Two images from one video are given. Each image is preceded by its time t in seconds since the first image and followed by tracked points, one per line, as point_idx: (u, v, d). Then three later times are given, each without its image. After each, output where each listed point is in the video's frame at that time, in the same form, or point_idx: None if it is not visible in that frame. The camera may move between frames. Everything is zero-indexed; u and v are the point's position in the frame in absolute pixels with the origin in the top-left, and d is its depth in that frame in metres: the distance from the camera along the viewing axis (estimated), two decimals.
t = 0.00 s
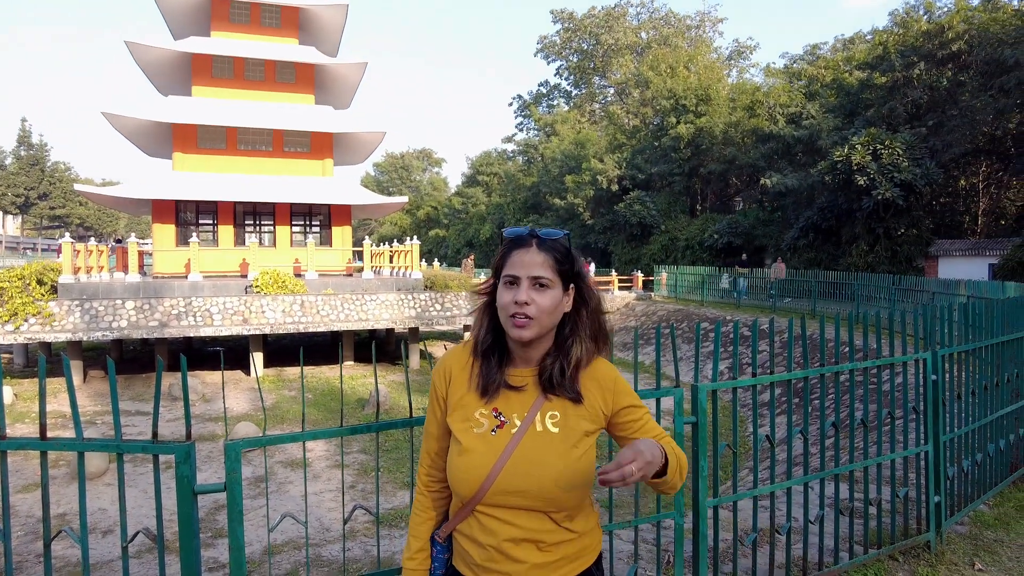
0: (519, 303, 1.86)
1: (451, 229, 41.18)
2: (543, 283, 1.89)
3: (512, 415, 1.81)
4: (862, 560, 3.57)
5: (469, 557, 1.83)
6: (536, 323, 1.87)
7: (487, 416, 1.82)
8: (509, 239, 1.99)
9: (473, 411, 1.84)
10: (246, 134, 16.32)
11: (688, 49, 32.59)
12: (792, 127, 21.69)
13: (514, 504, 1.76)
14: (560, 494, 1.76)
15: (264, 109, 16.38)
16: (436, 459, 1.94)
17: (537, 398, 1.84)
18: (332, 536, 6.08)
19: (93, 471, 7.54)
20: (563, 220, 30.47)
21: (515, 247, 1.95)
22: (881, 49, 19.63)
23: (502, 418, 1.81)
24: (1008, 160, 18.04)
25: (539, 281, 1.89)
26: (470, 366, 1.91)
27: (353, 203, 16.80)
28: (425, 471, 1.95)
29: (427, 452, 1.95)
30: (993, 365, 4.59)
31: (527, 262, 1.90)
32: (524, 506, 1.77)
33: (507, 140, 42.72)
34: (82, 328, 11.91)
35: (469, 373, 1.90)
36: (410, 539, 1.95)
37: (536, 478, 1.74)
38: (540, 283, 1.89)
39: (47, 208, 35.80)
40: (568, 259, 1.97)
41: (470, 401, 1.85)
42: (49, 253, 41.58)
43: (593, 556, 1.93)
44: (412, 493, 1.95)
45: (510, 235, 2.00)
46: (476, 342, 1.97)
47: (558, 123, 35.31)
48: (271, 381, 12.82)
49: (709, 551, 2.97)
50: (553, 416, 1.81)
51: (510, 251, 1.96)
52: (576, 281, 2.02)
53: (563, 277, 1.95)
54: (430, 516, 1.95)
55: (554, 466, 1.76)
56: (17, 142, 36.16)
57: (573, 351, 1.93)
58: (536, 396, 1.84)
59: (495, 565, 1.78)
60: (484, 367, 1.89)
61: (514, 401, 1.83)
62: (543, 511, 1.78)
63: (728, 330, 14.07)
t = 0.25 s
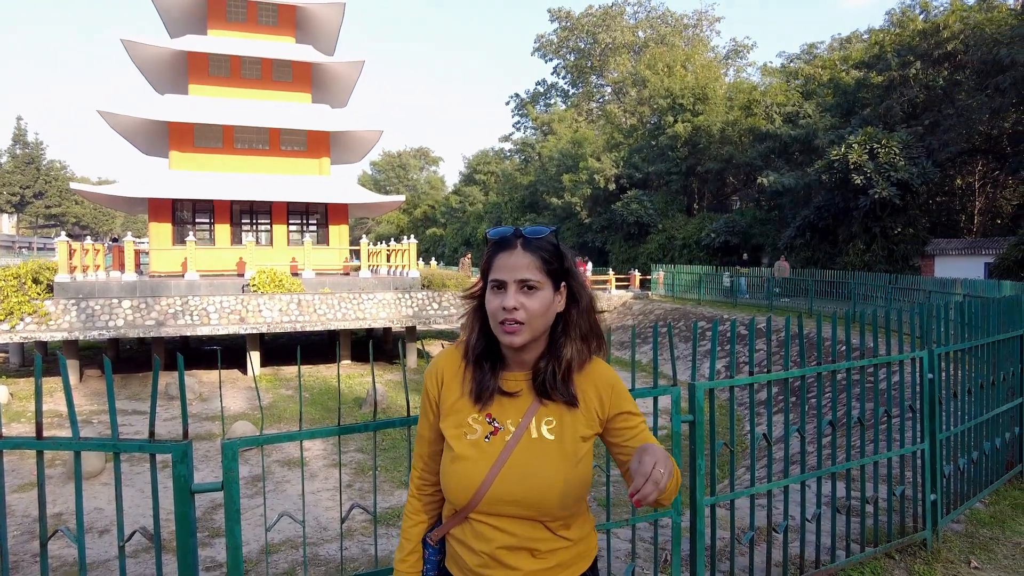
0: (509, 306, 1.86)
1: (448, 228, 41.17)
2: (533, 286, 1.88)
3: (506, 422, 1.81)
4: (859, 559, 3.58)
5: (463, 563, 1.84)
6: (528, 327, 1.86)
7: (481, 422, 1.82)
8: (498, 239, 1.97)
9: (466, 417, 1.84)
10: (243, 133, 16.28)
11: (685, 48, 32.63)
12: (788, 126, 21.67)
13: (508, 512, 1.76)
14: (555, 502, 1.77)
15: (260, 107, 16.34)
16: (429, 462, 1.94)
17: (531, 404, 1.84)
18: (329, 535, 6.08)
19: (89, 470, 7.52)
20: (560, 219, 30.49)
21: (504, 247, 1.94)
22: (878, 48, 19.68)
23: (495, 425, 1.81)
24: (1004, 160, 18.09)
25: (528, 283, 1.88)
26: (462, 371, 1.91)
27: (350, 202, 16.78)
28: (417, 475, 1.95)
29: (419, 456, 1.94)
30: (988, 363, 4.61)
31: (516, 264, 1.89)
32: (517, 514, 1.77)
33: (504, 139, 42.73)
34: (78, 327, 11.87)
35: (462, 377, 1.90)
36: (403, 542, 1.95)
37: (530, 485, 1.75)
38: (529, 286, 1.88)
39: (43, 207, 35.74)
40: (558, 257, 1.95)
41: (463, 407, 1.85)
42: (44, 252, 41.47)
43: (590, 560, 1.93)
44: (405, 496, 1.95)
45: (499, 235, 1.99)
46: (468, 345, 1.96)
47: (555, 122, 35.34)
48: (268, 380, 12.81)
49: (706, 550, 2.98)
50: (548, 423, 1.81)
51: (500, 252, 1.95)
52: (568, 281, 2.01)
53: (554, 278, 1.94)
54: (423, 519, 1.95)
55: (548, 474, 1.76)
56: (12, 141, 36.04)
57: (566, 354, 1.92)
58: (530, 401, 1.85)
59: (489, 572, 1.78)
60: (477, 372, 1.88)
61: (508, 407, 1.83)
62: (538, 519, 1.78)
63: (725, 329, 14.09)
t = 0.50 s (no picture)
0: (508, 308, 1.85)
1: (446, 227, 41.16)
2: (533, 288, 1.87)
3: (502, 424, 1.81)
4: (856, 557, 3.60)
5: (457, 564, 1.84)
6: (527, 329, 1.86)
7: (477, 424, 1.82)
8: (500, 239, 1.97)
9: (462, 418, 1.83)
10: (240, 131, 16.25)
11: (683, 47, 32.66)
12: (786, 125, 21.72)
13: (503, 515, 1.77)
14: (551, 506, 1.77)
15: (258, 106, 16.31)
16: (424, 460, 1.94)
17: (528, 407, 1.84)
18: (327, 534, 6.07)
19: (86, 470, 7.50)
20: (558, 218, 30.49)
21: (506, 247, 1.94)
22: (875, 47, 19.72)
23: (491, 427, 1.81)
24: (1000, 159, 18.14)
25: (528, 285, 1.88)
26: (459, 370, 1.90)
27: (347, 201, 16.76)
28: (412, 473, 1.95)
29: (415, 454, 1.94)
30: (985, 362, 4.63)
31: (518, 265, 1.89)
32: (511, 518, 1.78)
33: (502, 138, 42.73)
34: (75, 326, 11.84)
35: (459, 376, 1.89)
36: (397, 540, 1.95)
37: (525, 490, 1.75)
38: (529, 288, 1.88)
39: (39, 206, 35.62)
40: (561, 260, 1.95)
41: (459, 407, 1.84)
42: (40, 251, 41.33)
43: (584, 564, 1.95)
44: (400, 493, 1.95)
45: (503, 234, 1.98)
46: (467, 345, 1.95)
47: (553, 121, 35.36)
48: (265, 379, 12.80)
49: (704, 548, 2.99)
50: (545, 427, 1.82)
51: (501, 252, 1.95)
52: (571, 283, 2.00)
53: (555, 281, 1.93)
54: (416, 517, 1.95)
55: (544, 479, 1.77)
56: (8, 139, 35.88)
57: (565, 358, 1.91)
58: (527, 405, 1.84)
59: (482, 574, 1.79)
60: (475, 371, 1.88)
61: (505, 409, 1.83)
62: (532, 524, 1.79)
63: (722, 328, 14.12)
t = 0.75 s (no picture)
0: (516, 301, 1.86)
1: (444, 226, 41.17)
2: (541, 283, 1.88)
3: (507, 417, 1.82)
4: (854, 555, 3.61)
5: (455, 557, 1.84)
6: (534, 323, 1.87)
7: (481, 416, 1.82)
8: (509, 234, 1.97)
9: (467, 410, 1.83)
10: (237, 130, 16.23)
11: (680, 46, 32.70)
12: (783, 124, 21.74)
13: (504, 508, 1.78)
14: (553, 500, 1.79)
15: (255, 105, 16.29)
16: (425, 454, 1.92)
17: (533, 401, 1.85)
18: (325, 533, 6.08)
19: (84, 469, 7.49)
20: (556, 217, 30.50)
21: (515, 243, 1.94)
22: (872, 46, 19.77)
23: (496, 420, 1.81)
24: (997, 158, 18.18)
25: (533, 280, 1.88)
26: (464, 362, 1.89)
27: (345, 200, 16.75)
28: (412, 466, 1.93)
29: (415, 446, 1.93)
30: (982, 360, 4.64)
31: (528, 259, 1.89)
32: (513, 510, 1.79)
33: (500, 137, 42.75)
34: (72, 326, 11.81)
35: (464, 369, 1.88)
36: (393, 535, 1.93)
37: (529, 483, 1.76)
38: (538, 282, 1.88)
39: (36, 204, 35.56)
40: (569, 258, 1.95)
41: (463, 399, 1.84)
42: (37, 250, 41.27)
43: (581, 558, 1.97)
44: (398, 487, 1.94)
45: (512, 230, 1.99)
46: (472, 337, 1.95)
47: (551, 119, 35.38)
48: (263, 378, 12.80)
49: (702, 546, 3.01)
50: (549, 422, 1.83)
51: (510, 247, 1.95)
52: (578, 282, 2.00)
53: (562, 278, 1.94)
54: (414, 512, 1.94)
55: (548, 472, 1.78)
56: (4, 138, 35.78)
57: (569, 355, 1.92)
58: (531, 398, 1.86)
59: (481, 568, 1.79)
60: (480, 364, 1.87)
61: (509, 402, 1.84)
62: (533, 517, 1.81)
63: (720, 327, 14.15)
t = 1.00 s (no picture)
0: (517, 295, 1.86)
1: (443, 225, 41.17)
2: (541, 277, 1.89)
3: (511, 410, 1.82)
4: (853, 553, 3.61)
5: (461, 552, 1.83)
6: (535, 316, 1.88)
7: (486, 409, 1.81)
8: (508, 232, 1.98)
9: (471, 404, 1.82)
10: (236, 129, 16.21)
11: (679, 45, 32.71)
12: (782, 123, 21.72)
13: (511, 499, 1.78)
14: (558, 489, 1.80)
15: (253, 104, 16.27)
16: (430, 451, 1.91)
17: (536, 393, 1.85)
18: (324, 532, 6.07)
19: (83, 467, 7.48)
20: (554, 216, 30.49)
21: (515, 239, 1.95)
22: (871, 45, 19.79)
23: (500, 412, 1.81)
24: (995, 157, 18.18)
25: (533, 274, 1.89)
26: (468, 357, 1.89)
27: (344, 199, 16.73)
28: (417, 464, 1.92)
29: (419, 444, 1.92)
30: (980, 359, 4.65)
31: (529, 255, 1.90)
32: (519, 501, 1.78)
33: (498, 136, 42.75)
34: (70, 325, 11.77)
35: (467, 364, 1.88)
36: (398, 534, 1.91)
37: (534, 474, 1.76)
38: (536, 278, 1.89)
39: (32, 203, 35.45)
40: (567, 252, 1.96)
41: (468, 393, 1.83)
42: (35, 249, 41.18)
43: (584, 549, 1.98)
44: (403, 485, 1.92)
45: (510, 228, 2.00)
46: (475, 334, 1.95)
47: (549, 118, 35.38)
48: (262, 377, 12.79)
49: (701, 544, 3.01)
50: (552, 413, 1.84)
51: (509, 244, 1.96)
52: (577, 277, 2.01)
53: (562, 272, 1.95)
54: (420, 510, 1.93)
55: (552, 462, 1.79)
56: None
57: (569, 346, 1.93)
58: (535, 390, 1.86)
59: (488, 561, 1.79)
60: (484, 358, 1.87)
61: (513, 394, 1.84)
62: (539, 506, 1.81)
63: (719, 326, 14.16)
